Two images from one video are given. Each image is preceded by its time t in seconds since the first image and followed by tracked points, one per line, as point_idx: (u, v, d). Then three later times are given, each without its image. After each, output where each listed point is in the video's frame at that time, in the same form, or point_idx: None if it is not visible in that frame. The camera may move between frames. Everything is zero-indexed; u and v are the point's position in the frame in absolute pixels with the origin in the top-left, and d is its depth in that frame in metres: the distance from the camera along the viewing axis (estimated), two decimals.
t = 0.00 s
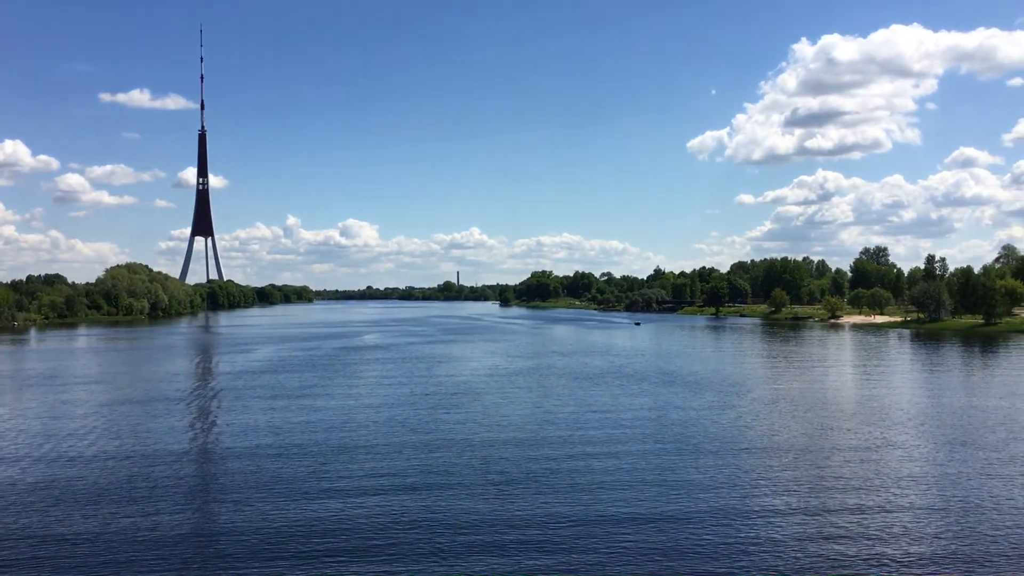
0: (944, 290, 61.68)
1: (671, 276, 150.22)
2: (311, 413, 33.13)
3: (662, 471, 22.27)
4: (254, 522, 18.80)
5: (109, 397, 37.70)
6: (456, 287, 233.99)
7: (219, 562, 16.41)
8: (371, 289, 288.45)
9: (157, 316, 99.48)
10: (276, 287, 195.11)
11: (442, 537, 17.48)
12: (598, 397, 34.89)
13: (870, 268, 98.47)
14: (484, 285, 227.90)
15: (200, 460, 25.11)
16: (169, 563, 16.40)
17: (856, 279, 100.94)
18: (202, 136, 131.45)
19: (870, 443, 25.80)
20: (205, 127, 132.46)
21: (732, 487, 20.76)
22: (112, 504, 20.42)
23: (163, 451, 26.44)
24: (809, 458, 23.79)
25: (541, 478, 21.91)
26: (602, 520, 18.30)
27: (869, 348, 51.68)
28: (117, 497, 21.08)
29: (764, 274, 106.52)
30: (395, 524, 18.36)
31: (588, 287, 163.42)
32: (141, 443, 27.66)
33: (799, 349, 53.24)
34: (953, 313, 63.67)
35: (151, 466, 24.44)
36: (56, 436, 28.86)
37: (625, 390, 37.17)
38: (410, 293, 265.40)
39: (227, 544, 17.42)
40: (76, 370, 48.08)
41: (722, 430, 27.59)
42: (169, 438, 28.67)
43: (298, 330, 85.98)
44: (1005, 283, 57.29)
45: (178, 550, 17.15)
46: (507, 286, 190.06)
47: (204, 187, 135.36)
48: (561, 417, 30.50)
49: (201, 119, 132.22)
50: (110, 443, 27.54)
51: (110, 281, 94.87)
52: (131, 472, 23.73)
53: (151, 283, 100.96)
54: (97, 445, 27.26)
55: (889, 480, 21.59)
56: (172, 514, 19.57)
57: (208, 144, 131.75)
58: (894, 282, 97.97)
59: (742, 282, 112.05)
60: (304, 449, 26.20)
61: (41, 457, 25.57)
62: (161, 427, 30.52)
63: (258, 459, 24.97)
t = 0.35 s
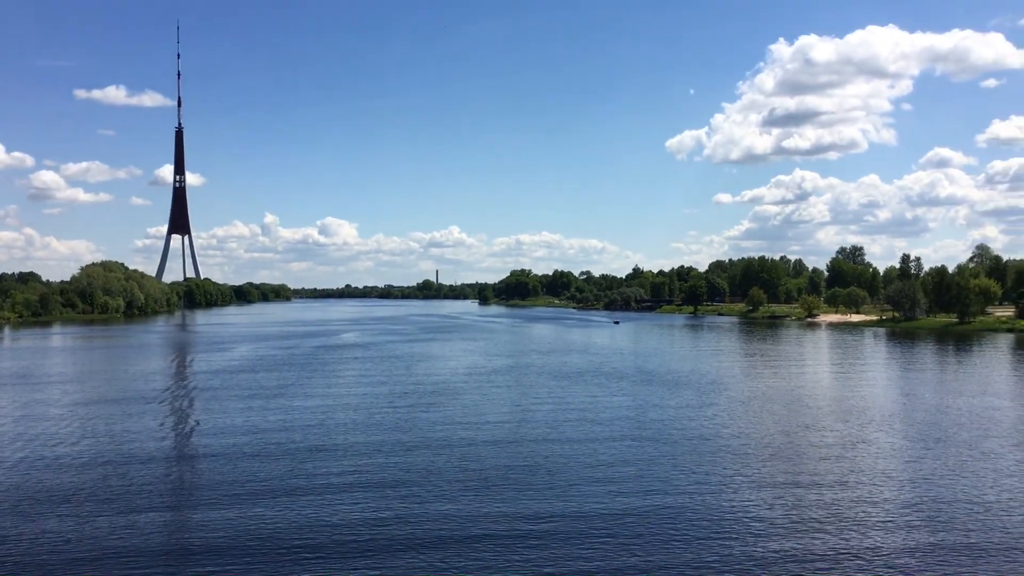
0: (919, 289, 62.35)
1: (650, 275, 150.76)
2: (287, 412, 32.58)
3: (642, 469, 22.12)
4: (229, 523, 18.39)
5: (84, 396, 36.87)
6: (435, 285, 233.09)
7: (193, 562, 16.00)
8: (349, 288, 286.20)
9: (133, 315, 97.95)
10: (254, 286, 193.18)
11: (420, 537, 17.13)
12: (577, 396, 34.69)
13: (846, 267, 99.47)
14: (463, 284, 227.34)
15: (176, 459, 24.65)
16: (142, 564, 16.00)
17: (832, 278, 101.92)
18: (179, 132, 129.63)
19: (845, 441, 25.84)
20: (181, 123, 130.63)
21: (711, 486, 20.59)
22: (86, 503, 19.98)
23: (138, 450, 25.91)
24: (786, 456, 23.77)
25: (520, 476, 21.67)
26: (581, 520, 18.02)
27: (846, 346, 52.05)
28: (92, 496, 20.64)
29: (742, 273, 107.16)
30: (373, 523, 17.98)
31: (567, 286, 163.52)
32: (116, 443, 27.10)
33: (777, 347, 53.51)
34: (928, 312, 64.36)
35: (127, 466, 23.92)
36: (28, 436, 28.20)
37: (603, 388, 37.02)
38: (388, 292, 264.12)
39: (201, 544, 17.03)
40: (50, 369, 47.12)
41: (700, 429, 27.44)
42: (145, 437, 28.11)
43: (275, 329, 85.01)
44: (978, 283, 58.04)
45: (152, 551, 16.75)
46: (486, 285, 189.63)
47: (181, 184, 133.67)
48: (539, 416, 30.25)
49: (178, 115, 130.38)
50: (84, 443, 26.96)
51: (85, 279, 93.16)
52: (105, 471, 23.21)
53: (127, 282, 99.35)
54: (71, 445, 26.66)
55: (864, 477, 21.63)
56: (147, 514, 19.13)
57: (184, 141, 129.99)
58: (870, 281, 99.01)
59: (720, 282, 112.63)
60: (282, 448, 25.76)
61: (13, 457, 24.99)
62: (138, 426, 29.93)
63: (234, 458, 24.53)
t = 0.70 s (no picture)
0: (896, 288, 62.88)
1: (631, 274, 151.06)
2: (266, 411, 32.15)
3: (623, 466, 22.02)
4: (207, 521, 18.08)
5: (60, 395, 36.21)
6: (417, 285, 232.16)
7: (171, 563, 15.72)
8: (330, 286, 283.88)
9: (111, 314, 96.49)
10: (234, 284, 191.28)
11: (400, 535, 16.88)
12: (557, 395, 34.51)
13: (825, 267, 100.22)
14: (444, 283, 226.62)
15: (155, 457, 24.26)
16: (121, 564, 15.72)
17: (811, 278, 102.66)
18: (157, 129, 127.87)
19: (824, 439, 25.87)
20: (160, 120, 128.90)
21: (691, 483, 20.51)
22: (65, 502, 19.61)
23: (115, 449, 25.44)
24: (765, 454, 23.77)
25: (500, 474, 21.47)
26: (562, 518, 17.78)
27: (825, 345, 52.36)
28: (70, 495, 20.25)
29: (722, 273, 107.65)
30: (351, 522, 17.72)
31: (548, 285, 163.41)
32: (93, 442, 26.62)
33: (757, 346, 53.70)
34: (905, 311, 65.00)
35: (104, 465, 23.47)
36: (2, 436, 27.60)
37: (584, 387, 36.86)
38: (369, 291, 262.80)
39: (180, 544, 16.73)
40: (25, 368, 46.25)
41: (681, 427, 27.36)
42: (123, 436, 27.63)
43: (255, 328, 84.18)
44: (955, 282, 58.70)
45: (130, 551, 16.44)
46: (467, 284, 189.08)
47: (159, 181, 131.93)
48: (520, 414, 30.03)
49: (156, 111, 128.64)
50: (60, 442, 26.43)
51: (63, 277, 91.52)
52: (81, 471, 22.76)
53: (105, 279, 97.84)
54: (46, 444, 26.13)
55: (843, 474, 21.66)
56: (124, 513, 18.77)
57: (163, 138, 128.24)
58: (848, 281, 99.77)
59: (701, 281, 113.18)
60: (261, 446, 25.37)
61: None
62: (115, 425, 29.43)
63: (213, 457, 24.14)
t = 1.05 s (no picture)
0: (878, 289, 63.35)
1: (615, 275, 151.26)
2: (248, 411, 31.82)
3: (607, 466, 21.98)
4: (189, 521, 17.83)
5: (41, 395, 35.69)
6: (401, 285, 231.42)
7: (153, 562, 15.47)
8: (314, 287, 282.31)
9: (92, 314, 95.22)
10: (216, 284, 189.72)
11: (384, 535, 16.72)
12: (541, 395, 34.39)
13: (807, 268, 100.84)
14: (428, 283, 226.05)
15: (137, 457, 23.94)
16: (102, 564, 15.46)
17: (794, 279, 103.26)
18: (138, 128, 126.35)
19: (805, 438, 25.95)
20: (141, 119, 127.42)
21: (676, 482, 20.48)
22: (45, 502, 19.27)
23: (96, 449, 25.08)
24: (747, 453, 23.82)
25: (483, 473, 21.33)
26: (547, 517, 17.66)
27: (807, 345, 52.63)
28: (50, 495, 19.92)
29: (706, 273, 108.07)
30: (336, 521, 17.52)
31: (532, 286, 163.32)
32: (74, 441, 26.23)
33: (740, 347, 53.92)
34: (887, 312, 65.56)
35: (84, 464, 23.12)
36: None
37: (568, 387, 36.76)
38: (353, 291, 261.54)
39: (163, 544, 16.47)
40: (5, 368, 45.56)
41: (665, 428, 27.36)
42: (104, 436, 27.26)
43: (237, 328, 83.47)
44: (936, 283, 59.29)
45: (113, 551, 16.17)
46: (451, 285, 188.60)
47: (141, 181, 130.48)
48: (504, 415, 29.88)
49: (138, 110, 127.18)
50: (40, 442, 26.03)
51: (43, 278, 90.08)
52: (61, 471, 22.42)
53: (86, 280, 96.53)
54: (26, 444, 25.73)
55: (824, 473, 21.74)
56: (105, 513, 18.49)
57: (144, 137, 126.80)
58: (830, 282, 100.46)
59: (684, 281, 113.62)
60: (243, 447, 25.07)
61: None
62: (96, 425, 29.03)
63: (195, 457, 23.85)
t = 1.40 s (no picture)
0: (863, 291, 63.84)
1: (602, 277, 151.62)
2: (235, 413, 31.61)
3: (593, 466, 21.99)
4: (175, 521, 17.68)
5: (25, 397, 35.31)
6: (388, 287, 230.79)
7: (140, 563, 15.29)
8: (301, 288, 280.98)
9: (77, 316, 93.98)
10: (202, 286, 188.34)
11: (372, 535, 16.62)
12: (528, 396, 34.40)
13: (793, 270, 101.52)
14: (415, 285, 225.76)
15: (122, 459, 23.72)
16: (87, 565, 15.27)
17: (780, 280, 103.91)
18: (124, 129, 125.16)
19: (791, 439, 26.07)
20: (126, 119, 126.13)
21: (663, 482, 20.48)
22: (29, 504, 19.03)
23: (80, 451, 24.79)
24: (733, 454, 23.90)
25: (469, 474, 21.28)
26: (535, 517, 17.62)
27: (794, 347, 52.93)
28: (35, 497, 19.68)
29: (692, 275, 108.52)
30: (323, 522, 17.40)
31: (519, 288, 163.34)
32: (58, 443, 25.91)
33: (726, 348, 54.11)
34: (872, 314, 66.02)
35: (68, 466, 22.86)
36: None
37: (555, 389, 36.79)
38: (340, 292, 260.92)
39: (149, 544, 16.30)
40: None
41: (652, 428, 27.40)
42: (89, 437, 26.95)
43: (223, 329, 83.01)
44: (920, 285, 59.78)
45: (98, 552, 15.99)
46: (439, 286, 188.32)
47: (126, 182, 129.29)
48: (490, 416, 29.87)
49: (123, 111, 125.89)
50: (23, 444, 25.68)
51: (28, 279, 88.56)
52: (44, 472, 22.14)
53: (71, 281, 95.16)
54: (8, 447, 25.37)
55: (809, 473, 21.88)
56: (90, 514, 18.28)
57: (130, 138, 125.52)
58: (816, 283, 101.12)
59: (671, 283, 114.00)
60: (229, 448, 24.89)
61: None
62: (81, 426, 28.72)
63: (181, 458, 23.66)
